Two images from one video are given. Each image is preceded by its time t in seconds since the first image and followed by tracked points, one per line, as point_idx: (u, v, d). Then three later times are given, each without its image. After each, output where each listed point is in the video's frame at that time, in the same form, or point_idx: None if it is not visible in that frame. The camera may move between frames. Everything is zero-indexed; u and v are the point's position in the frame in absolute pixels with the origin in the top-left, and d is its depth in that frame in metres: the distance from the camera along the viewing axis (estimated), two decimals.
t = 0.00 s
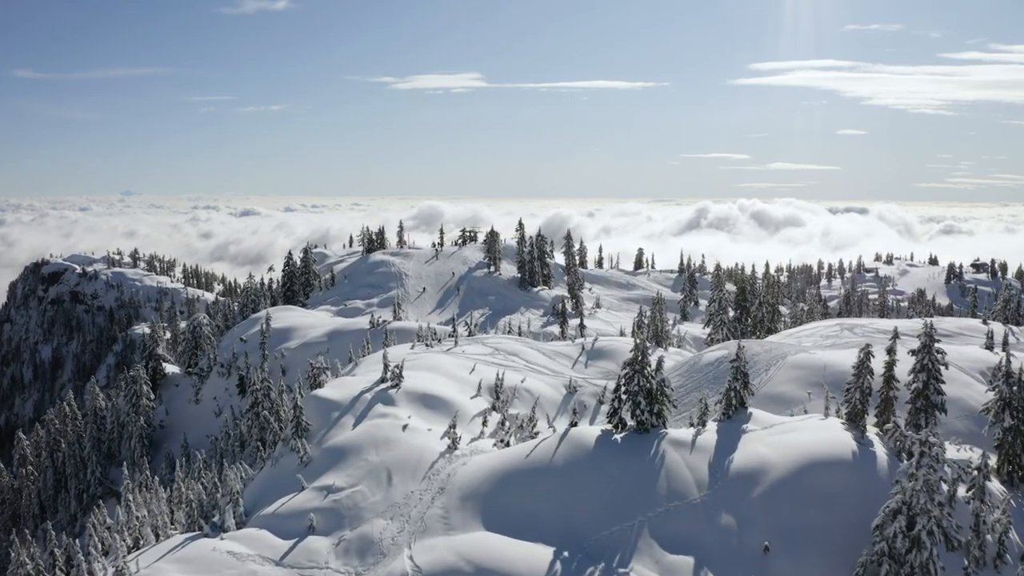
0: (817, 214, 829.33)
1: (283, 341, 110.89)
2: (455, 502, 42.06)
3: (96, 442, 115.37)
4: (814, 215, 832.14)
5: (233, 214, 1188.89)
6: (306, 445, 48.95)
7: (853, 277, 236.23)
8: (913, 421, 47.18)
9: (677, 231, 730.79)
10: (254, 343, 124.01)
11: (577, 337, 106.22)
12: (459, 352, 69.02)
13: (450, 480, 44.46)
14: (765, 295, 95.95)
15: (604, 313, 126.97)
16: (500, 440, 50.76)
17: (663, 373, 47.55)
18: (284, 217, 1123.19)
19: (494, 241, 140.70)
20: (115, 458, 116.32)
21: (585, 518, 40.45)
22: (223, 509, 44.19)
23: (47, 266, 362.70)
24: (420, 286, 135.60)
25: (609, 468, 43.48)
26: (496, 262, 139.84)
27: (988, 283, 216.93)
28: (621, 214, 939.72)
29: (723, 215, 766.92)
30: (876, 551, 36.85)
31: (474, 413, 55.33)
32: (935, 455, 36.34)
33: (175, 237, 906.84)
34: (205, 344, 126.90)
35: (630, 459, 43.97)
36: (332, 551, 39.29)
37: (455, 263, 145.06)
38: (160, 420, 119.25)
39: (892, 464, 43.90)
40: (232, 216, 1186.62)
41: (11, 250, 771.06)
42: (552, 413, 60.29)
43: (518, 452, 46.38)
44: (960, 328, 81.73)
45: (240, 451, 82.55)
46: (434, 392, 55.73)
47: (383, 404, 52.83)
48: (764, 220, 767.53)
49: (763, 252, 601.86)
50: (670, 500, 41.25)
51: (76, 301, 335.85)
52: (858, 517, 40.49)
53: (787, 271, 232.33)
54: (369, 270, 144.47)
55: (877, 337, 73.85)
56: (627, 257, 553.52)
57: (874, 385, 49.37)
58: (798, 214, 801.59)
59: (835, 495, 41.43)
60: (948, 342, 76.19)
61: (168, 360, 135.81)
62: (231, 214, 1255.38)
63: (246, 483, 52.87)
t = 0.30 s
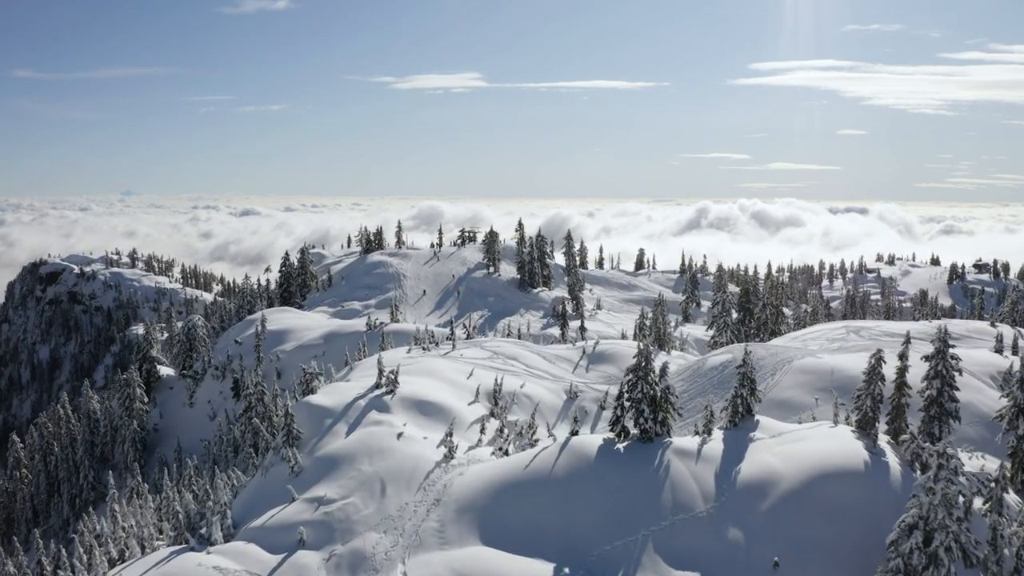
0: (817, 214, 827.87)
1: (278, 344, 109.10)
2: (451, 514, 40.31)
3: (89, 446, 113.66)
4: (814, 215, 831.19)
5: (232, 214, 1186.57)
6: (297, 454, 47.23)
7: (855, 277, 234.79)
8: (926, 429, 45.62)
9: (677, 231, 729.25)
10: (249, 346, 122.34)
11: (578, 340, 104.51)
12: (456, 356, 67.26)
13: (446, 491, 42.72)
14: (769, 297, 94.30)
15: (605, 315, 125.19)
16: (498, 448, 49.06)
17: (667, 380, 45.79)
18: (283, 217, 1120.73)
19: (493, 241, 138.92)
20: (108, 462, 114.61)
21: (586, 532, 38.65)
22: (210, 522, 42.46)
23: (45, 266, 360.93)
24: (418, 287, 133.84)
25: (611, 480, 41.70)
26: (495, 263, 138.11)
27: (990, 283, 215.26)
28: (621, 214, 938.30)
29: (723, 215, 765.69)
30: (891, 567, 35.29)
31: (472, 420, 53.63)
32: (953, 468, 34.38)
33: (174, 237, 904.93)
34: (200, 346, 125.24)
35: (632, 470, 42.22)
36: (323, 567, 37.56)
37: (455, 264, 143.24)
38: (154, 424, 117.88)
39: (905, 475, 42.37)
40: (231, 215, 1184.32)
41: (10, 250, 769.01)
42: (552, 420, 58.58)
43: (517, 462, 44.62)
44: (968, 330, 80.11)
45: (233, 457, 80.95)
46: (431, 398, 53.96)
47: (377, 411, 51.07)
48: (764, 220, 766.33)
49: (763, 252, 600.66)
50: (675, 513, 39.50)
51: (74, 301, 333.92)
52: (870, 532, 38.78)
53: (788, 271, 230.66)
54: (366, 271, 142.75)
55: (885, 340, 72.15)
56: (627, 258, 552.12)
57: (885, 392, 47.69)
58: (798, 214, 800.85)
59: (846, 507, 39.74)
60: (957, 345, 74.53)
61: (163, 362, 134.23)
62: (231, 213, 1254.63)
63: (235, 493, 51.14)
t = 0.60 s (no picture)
0: (817, 214, 825.46)
1: (273, 346, 107.05)
2: (445, 530, 38.31)
3: (81, 450, 111.80)
4: (814, 215, 830.01)
5: (232, 214, 1183.98)
6: (285, 466, 45.24)
7: (857, 277, 233.01)
8: (943, 440, 43.79)
9: (676, 231, 727.56)
10: (243, 349, 120.63)
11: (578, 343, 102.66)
12: (453, 361, 65.23)
13: (442, 505, 40.69)
14: (773, 299, 92.37)
15: (606, 318, 123.15)
16: (496, 458, 47.09)
17: (672, 388, 43.75)
18: (283, 217, 1117.80)
19: (492, 242, 136.84)
20: (100, 466, 112.68)
21: (588, 549, 36.61)
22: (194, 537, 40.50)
23: (43, 266, 358.72)
24: (416, 288, 131.81)
25: (614, 494, 39.66)
26: (494, 264, 136.17)
27: (993, 283, 213.33)
28: (620, 214, 936.85)
29: (723, 215, 764.06)
30: None
31: (469, 428, 51.61)
32: (977, 484, 31.75)
33: (173, 237, 902.06)
34: (194, 349, 123.61)
35: (637, 484, 40.18)
36: None
37: (453, 265, 141.25)
38: (146, 428, 116.14)
39: (921, 488, 40.49)
40: (230, 216, 1181.84)
41: (8, 251, 766.30)
42: (552, 428, 56.58)
43: (515, 474, 42.61)
44: (978, 334, 78.25)
45: (225, 463, 79.03)
46: (426, 405, 51.96)
47: (370, 420, 49.03)
48: (765, 220, 765.17)
49: (763, 252, 598.65)
50: (681, 529, 37.54)
51: (72, 301, 331.56)
52: (885, 551, 36.89)
53: (789, 272, 228.72)
54: (363, 273, 140.80)
55: (894, 344, 70.17)
56: (627, 258, 550.10)
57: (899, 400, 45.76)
58: (798, 214, 799.63)
59: (861, 524, 37.77)
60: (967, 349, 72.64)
61: (156, 365, 132.59)
62: (230, 214, 1251.60)
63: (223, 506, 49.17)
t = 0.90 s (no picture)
0: (817, 214, 824.36)
1: (267, 349, 105.19)
2: (441, 546, 36.55)
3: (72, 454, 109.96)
4: (814, 215, 828.71)
5: (230, 214, 1181.06)
6: (274, 477, 43.47)
7: (859, 278, 231.40)
8: (959, 450, 42.07)
9: (677, 230, 725.69)
10: (237, 352, 119.10)
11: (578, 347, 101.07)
12: (450, 366, 63.49)
13: (436, 519, 38.92)
14: (777, 301, 90.66)
15: (606, 319, 121.32)
16: (494, 469, 45.38)
17: (677, 396, 41.95)
18: (282, 218, 1114.78)
19: (491, 242, 135.02)
20: (92, 471, 110.76)
21: (590, 567, 34.80)
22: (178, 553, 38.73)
23: (40, 266, 356.43)
24: (414, 289, 129.95)
25: (617, 508, 37.89)
26: (493, 265, 134.36)
27: (995, 283, 211.41)
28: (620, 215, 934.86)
29: (723, 215, 762.67)
30: None
31: (466, 437, 49.88)
32: (1000, 500, 30.09)
33: (172, 237, 898.84)
34: (187, 351, 122.19)
35: (640, 497, 38.43)
36: None
37: (451, 266, 139.46)
38: (139, 432, 114.84)
39: (938, 503, 38.75)
40: (230, 216, 1179.24)
41: (7, 250, 764.36)
42: (552, 435, 54.85)
43: (514, 486, 40.86)
44: (986, 337, 76.61)
45: (217, 469, 77.34)
46: (421, 413, 50.30)
47: (363, 429, 47.29)
48: (765, 220, 763.56)
49: (764, 253, 596.48)
50: (687, 545, 35.82)
51: (69, 302, 329.00)
52: (900, 569, 35.19)
53: (789, 273, 226.80)
54: (360, 274, 138.98)
55: (902, 348, 68.41)
56: (627, 258, 547.82)
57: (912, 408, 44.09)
58: (798, 215, 798.47)
59: (875, 540, 36.03)
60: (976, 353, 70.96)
61: (149, 368, 131.36)
62: (229, 213, 1248.69)
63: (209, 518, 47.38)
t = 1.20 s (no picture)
0: (816, 214, 823.52)
1: (261, 352, 103.45)
2: (434, 563, 34.78)
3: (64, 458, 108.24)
4: (813, 215, 827.92)
5: (229, 214, 1177.90)
6: (261, 489, 41.69)
7: (860, 279, 229.84)
8: (974, 461, 40.24)
9: (677, 230, 724.06)
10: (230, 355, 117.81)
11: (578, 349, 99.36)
12: (447, 371, 61.73)
13: (430, 534, 37.11)
14: (781, 303, 88.91)
15: (606, 322, 119.49)
16: (491, 479, 43.69)
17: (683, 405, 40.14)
18: (281, 218, 1111.70)
19: (490, 243, 133.19)
20: (83, 475, 108.98)
21: None
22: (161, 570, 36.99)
23: (37, 266, 353.98)
24: (411, 291, 128.09)
25: (620, 522, 36.16)
26: (492, 266, 132.44)
27: (998, 284, 209.49)
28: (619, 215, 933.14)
29: (722, 215, 761.30)
30: None
31: (462, 445, 48.15)
32: None
33: (170, 237, 895.73)
34: (181, 354, 121.22)
35: (644, 511, 36.72)
36: None
37: (449, 267, 137.59)
38: (131, 436, 113.93)
39: (954, 518, 37.00)
40: (229, 216, 1176.04)
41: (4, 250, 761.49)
42: (551, 443, 53.15)
43: (512, 498, 39.12)
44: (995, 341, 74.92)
45: (209, 476, 75.71)
46: (416, 420, 48.57)
47: (355, 438, 45.55)
48: (764, 220, 762.29)
49: (764, 253, 595.32)
50: (693, 562, 34.13)
51: (66, 302, 326.22)
52: None
53: (791, 274, 224.95)
54: (356, 275, 137.13)
55: (910, 352, 66.67)
56: (627, 258, 545.74)
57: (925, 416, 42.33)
58: (797, 214, 797.31)
59: (890, 558, 34.31)
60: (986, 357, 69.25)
61: (142, 371, 130.80)
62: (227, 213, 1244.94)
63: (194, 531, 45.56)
